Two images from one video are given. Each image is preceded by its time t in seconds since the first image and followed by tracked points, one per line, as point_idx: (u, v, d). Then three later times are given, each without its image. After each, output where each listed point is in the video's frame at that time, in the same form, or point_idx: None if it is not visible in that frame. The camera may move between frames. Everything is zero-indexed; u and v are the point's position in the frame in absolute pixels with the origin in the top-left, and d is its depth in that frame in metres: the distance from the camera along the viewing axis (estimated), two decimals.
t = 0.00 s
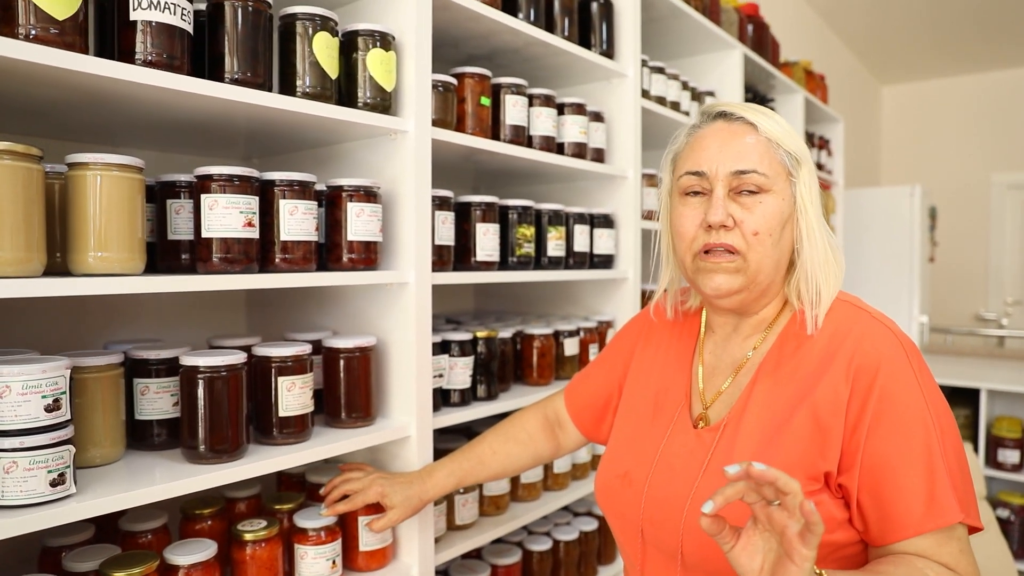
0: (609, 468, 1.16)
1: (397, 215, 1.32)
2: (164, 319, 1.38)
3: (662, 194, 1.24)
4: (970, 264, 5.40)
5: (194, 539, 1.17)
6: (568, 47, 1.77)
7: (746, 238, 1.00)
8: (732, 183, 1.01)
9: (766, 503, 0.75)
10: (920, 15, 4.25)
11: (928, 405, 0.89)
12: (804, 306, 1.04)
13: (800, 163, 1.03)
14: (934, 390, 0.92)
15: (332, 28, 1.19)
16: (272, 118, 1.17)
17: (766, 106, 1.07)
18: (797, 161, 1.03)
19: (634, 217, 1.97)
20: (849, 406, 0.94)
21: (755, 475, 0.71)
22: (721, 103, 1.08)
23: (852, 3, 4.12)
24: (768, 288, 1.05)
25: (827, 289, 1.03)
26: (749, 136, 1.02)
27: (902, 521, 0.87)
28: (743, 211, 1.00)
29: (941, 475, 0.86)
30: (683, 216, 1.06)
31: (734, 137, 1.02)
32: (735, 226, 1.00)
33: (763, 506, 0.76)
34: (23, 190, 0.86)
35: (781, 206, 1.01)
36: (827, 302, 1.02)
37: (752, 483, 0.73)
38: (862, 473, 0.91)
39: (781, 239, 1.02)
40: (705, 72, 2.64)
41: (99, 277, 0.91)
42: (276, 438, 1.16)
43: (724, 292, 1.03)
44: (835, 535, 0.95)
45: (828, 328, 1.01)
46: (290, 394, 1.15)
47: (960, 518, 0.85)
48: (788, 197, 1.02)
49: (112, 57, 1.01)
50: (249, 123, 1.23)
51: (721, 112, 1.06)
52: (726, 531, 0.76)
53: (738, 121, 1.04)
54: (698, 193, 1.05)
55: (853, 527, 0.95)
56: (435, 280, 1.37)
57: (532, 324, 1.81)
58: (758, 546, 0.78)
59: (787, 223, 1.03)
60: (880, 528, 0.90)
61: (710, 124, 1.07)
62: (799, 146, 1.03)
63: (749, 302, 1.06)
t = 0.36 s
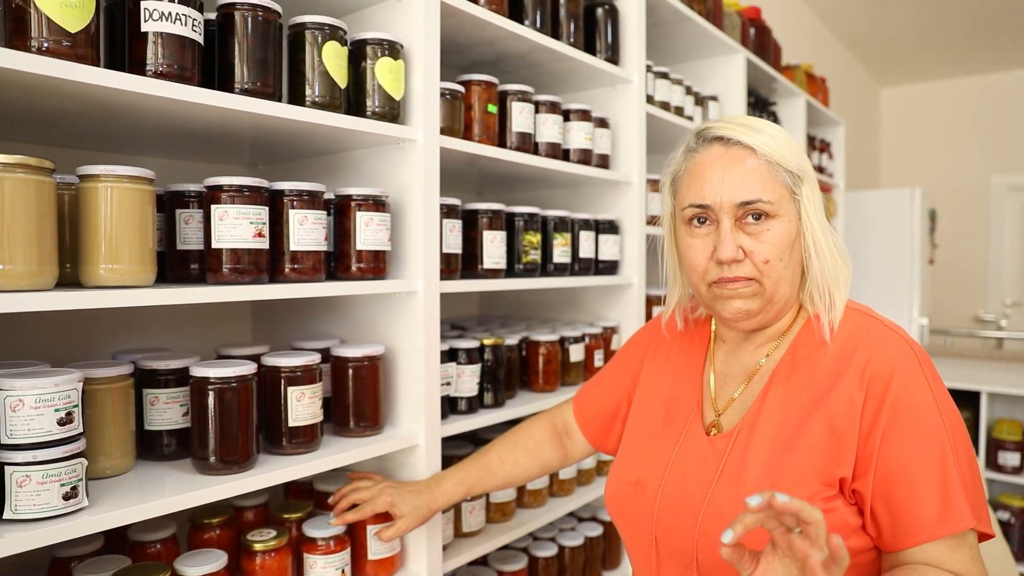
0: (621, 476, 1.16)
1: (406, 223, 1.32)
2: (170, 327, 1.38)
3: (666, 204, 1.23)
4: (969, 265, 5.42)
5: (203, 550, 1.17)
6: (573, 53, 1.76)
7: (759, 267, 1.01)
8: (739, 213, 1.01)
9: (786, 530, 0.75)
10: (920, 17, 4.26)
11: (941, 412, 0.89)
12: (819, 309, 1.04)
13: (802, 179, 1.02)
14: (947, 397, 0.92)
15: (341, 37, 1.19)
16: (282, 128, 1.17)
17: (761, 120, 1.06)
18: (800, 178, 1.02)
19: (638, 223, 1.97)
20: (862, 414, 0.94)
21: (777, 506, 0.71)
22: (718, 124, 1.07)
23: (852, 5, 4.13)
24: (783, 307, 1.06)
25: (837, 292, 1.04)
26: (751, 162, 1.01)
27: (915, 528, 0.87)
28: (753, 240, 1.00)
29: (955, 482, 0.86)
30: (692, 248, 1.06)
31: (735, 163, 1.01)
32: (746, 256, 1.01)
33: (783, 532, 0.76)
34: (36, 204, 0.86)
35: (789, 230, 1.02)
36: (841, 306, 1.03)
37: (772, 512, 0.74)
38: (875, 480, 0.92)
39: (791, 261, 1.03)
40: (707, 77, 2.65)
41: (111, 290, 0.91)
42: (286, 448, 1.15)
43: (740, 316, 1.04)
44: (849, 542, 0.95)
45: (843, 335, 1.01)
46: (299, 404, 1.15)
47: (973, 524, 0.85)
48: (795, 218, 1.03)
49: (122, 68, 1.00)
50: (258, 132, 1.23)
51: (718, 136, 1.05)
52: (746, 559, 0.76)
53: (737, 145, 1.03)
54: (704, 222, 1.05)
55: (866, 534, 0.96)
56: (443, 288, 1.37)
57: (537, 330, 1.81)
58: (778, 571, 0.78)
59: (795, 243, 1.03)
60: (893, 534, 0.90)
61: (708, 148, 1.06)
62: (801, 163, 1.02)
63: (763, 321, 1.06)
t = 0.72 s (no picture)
0: (618, 483, 1.17)
1: (403, 228, 1.32)
2: (165, 331, 1.37)
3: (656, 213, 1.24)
4: (956, 266, 5.47)
5: (199, 556, 1.16)
6: (568, 56, 1.77)
7: (744, 279, 1.01)
8: (724, 225, 1.01)
9: (785, 558, 0.78)
10: (908, 20, 4.29)
11: (932, 412, 0.90)
12: (807, 316, 1.05)
13: (789, 190, 1.02)
14: (937, 398, 0.93)
15: (338, 41, 1.18)
16: (279, 132, 1.16)
17: (748, 131, 1.05)
18: (786, 190, 1.02)
19: (632, 226, 1.98)
20: (854, 417, 0.94)
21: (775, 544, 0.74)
22: (704, 135, 1.06)
23: (842, 7, 4.16)
24: (771, 312, 1.06)
25: (826, 297, 1.05)
26: (737, 174, 1.01)
27: (908, 529, 0.88)
28: (739, 252, 1.00)
29: (947, 482, 0.86)
30: (679, 258, 1.06)
31: (721, 174, 1.01)
32: (732, 267, 1.01)
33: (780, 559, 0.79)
34: (32, 209, 0.85)
35: (775, 240, 1.02)
36: (831, 312, 1.04)
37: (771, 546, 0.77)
38: (869, 483, 0.92)
39: (777, 272, 1.03)
40: (700, 79, 2.66)
41: (107, 296, 0.90)
42: (283, 453, 1.15)
43: (727, 327, 1.04)
44: (846, 544, 0.95)
45: (834, 338, 1.02)
46: (296, 409, 1.15)
47: (966, 523, 0.85)
48: (781, 228, 1.02)
49: (118, 72, 1.00)
50: (254, 135, 1.22)
51: (704, 147, 1.04)
52: None
53: (723, 157, 1.02)
54: (691, 233, 1.05)
55: (862, 536, 0.96)
56: (439, 292, 1.37)
57: (531, 333, 1.82)
58: None
59: (782, 252, 1.03)
60: (889, 535, 0.90)
61: (695, 159, 1.05)
62: (787, 174, 1.02)
63: (752, 329, 1.07)
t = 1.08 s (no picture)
0: (610, 488, 1.17)
1: (394, 231, 1.32)
2: (153, 335, 1.36)
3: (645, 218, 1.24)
4: (938, 267, 5.53)
5: (189, 562, 1.15)
6: (559, 58, 1.77)
7: (730, 280, 1.01)
8: (711, 227, 1.01)
9: (771, 552, 0.79)
10: (892, 23, 4.34)
11: (921, 416, 0.91)
12: (795, 320, 1.06)
13: (776, 193, 1.03)
14: (926, 403, 0.94)
15: (330, 43, 1.17)
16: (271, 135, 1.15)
17: (738, 135, 1.06)
18: (774, 193, 1.03)
19: (621, 228, 1.98)
20: (844, 421, 0.95)
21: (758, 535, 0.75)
22: (693, 138, 1.07)
23: (827, 10, 4.19)
24: (759, 314, 1.06)
25: (814, 302, 1.06)
26: (723, 176, 1.01)
27: (898, 532, 0.88)
28: (725, 254, 1.01)
29: (936, 485, 0.87)
30: (666, 259, 1.06)
31: (709, 177, 1.01)
32: (718, 269, 1.01)
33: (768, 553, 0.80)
34: (20, 213, 0.84)
35: (762, 242, 1.02)
36: (819, 317, 1.05)
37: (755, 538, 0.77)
38: (859, 486, 0.93)
39: (764, 275, 1.03)
40: (688, 81, 2.68)
41: (98, 301, 0.89)
42: (274, 458, 1.14)
43: (714, 329, 1.05)
44: (837, 547, 0.96)
45: (824, 342, 1.03)
46: (288, 414, 1.14)
47: (955, 526, 0.86)
48: (768, 231, 1.03)
49: (107, 73, 0.98)
50: (244, 138, 1.22)
51: (693, 150, 1.05)
52: None
53: (711, 160, 1.03)
54: (679, 235, 1.05)
55: (853, 539, 0.97)
56: (431, 295, 1.36)
57: (522, 335, 1.82)
58: None
59: (769, 254, 1.03)
60: (878, 538, 0.91)
61: (683, 161, 1.06)
62: (774, 177, 1.02)
63: (740, 331, 1.07)
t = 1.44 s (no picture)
0: (608, 487, 1.18)
1: (390, 231, 1.31)
2: (145, 336, 1.34)
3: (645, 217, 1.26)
4: (921, 266, 5.60)
5: (184, 565, 1.14)
6: (551, 59, 1.77)
7: (716, 275, 1.01)
8: (698, 222, 1.02)
9: (762, 487, 0.76)
10: (876, 25, 4.38)
11: (918, 417, 0.92)
12: (791, 322, 1.06)
13: (768, 192, 1.03)
14: (924, 405, 0.95)
15: (325, 42, 1.17)
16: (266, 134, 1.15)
17: (734, 136, 1.07)
18: (765, 192, 1.03)
19: (613, 228, 1.99)
20: (842, 421, 0.96)
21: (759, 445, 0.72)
22: (689, 137, 1.08)
23: (813, 12, 4.23)
24: (749, 312, 1.06)
25: (817, 299, 1.07)
26: (712, 173, 1.02)
27: (894, 533, 0.89)
28: (711, 249, 1.01)
29: (932, 486, 0.89)
30: (656, 254, 1.07)
31: (699, 173, 1.03)
32: (704, 264, 1.02)
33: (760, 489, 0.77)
34: (16, 212, 0.83)
35: (750, 239, 1.02)
36: (818, 318, 1.06)
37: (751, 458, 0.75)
38: (856, 486, 0.94)
39: (752, 272, 1.03)
40: (677, 82, 2.69)
41: (94, 301, 0.88)
42: (270, 459, 1.13)
43: (700, 326, 1.04)
44: (834, 548, 0.97)
45: (821, 343, 1.04)
46: (284, 415, 1.13)
47: (950, 527, 0.87)
48: (758, 228, 1.03)
49: (102, 72, 0.97)
50: (238, 136, 1.21)
51: (685, 147, 1.07)
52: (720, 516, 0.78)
53: (703, 157, 1.04)
54: (669, 230, 1.06)
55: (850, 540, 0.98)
56: (426, 295, 1.36)
57: (514, 335, 1.82)
58: (754, 532, 0.80)
59: (758, 252, 1.04)
60: (873, 537, 0.92)
61: (676, 159, 1.08)
62: (766, 176, 1.03)
63: (730, 328, 1.08)
